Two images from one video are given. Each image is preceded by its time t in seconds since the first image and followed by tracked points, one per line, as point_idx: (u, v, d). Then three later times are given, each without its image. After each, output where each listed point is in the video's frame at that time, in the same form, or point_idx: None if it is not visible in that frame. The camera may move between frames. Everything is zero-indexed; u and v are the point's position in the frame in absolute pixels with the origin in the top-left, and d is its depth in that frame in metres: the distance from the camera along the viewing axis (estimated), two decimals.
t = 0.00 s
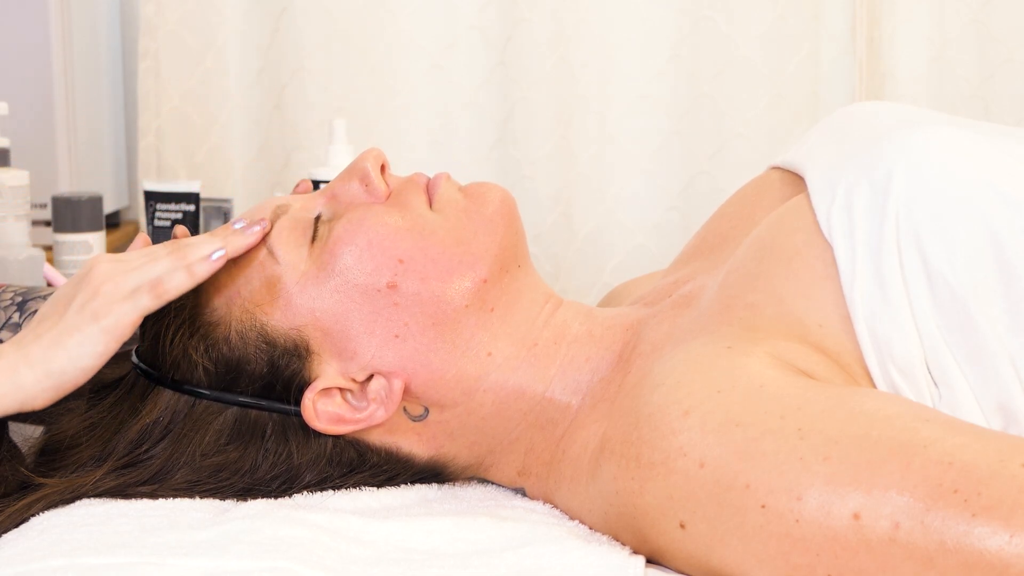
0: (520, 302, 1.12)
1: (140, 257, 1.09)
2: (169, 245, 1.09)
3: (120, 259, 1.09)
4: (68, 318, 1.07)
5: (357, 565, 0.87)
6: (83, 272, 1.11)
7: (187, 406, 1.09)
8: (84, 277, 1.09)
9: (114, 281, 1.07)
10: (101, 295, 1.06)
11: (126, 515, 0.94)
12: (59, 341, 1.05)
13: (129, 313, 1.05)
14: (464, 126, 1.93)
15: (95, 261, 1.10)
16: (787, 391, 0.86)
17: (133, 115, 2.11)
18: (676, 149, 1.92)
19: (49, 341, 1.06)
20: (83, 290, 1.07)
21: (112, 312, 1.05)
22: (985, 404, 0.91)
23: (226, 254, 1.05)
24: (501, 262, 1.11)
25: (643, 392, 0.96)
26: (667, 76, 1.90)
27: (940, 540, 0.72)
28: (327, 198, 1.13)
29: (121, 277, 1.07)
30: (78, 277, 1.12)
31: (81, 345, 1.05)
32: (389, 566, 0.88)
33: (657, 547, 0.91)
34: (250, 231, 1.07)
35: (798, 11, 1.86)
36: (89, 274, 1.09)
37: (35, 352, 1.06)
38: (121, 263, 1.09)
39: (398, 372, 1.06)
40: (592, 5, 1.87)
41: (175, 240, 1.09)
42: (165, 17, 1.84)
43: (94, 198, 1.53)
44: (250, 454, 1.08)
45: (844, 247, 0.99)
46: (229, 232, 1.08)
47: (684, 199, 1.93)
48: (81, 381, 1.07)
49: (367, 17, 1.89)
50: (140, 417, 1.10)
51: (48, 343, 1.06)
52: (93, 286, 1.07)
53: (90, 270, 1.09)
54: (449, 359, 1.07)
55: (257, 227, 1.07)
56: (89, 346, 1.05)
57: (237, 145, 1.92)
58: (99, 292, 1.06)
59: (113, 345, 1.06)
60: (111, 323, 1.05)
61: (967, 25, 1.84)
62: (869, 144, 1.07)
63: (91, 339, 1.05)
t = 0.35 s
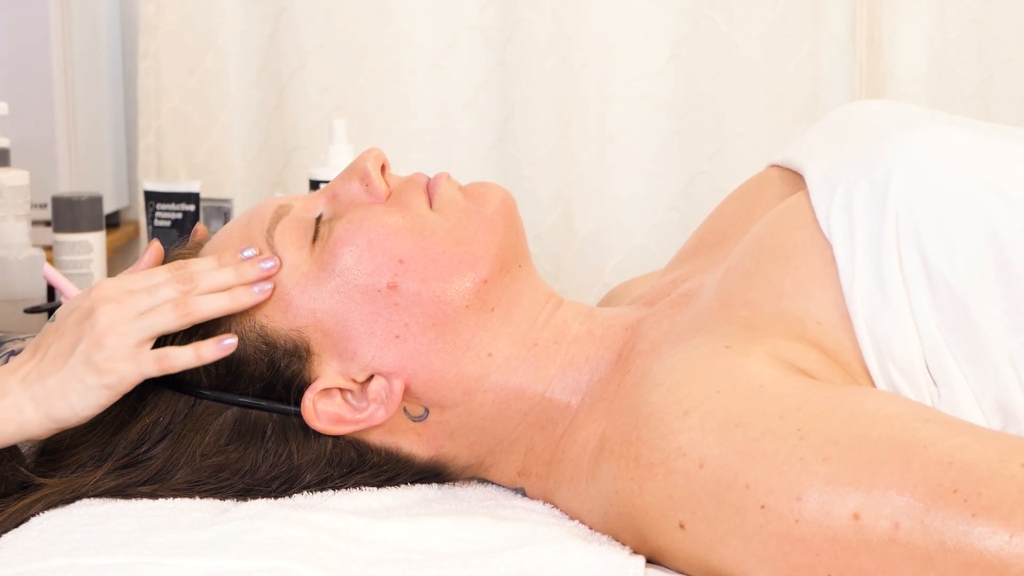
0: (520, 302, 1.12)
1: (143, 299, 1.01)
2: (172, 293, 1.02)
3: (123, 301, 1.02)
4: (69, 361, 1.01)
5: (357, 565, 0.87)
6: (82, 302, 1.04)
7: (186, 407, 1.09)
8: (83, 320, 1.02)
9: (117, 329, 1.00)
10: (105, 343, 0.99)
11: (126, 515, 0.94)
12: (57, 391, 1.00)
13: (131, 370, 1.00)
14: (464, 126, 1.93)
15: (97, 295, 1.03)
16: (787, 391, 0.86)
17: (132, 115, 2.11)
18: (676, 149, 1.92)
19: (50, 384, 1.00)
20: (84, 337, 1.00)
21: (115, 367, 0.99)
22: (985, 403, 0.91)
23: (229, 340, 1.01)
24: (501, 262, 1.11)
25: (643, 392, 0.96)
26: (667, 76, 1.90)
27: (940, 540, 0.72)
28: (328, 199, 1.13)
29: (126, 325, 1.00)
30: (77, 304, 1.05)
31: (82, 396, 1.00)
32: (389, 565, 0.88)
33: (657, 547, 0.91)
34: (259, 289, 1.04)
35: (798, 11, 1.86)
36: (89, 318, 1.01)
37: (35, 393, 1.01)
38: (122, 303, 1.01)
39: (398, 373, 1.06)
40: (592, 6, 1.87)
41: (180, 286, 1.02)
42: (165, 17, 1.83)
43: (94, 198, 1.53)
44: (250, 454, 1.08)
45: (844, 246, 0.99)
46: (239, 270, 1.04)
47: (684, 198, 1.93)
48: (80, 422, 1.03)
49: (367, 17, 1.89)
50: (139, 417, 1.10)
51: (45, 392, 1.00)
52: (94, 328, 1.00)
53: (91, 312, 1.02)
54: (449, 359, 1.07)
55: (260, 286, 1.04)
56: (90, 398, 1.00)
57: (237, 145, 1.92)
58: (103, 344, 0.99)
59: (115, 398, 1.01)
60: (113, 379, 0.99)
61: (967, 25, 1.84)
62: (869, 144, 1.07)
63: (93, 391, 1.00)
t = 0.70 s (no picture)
0: (520, 302, 1.12)
1: (177, 301, 1.03)
2: (207, 300, 1.02)
3: (157, 303, 1.03)
4: (94, 349, 1.04)
5: (357, 565, 0.87)
6: (119, 290, 1.05)
7: (187, 406, 1.09)
8: (116, 313, 1.04)
9: (144, 332, 1.02)
10: (130, 344, 1.02)
11: (126, 515, 0.94)
12: (76, 374, 1.04)
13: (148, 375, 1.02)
14: (464, 126, 1.93)
15: (133, 288, 1.04)
16: (787, 391, 0.86)
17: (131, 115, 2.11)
18: (676, 148, 1.93)
19: (71, 367, 1.04)
20: (112, 331, 1.03)
21: (134, 370, 1.02)
22: (983, 401, 0.91)
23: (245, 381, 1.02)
24: (501, 262, 1.10)
25: (643, 392, 0.96)
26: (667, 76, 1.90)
27: (941, 540, 0.72)
28: (330, 199, 1.13)
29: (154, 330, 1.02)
30: (113, 286, 1.06)
31: (98, 387, 1.03)
32: (389, 565, 0.88)
33: (657, 547, 0.91)
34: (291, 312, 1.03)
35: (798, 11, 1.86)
36: (122, 314, 1.03)
37: (56, 370, 1.04)
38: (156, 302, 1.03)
39: (399, 373, 1.06)
40: (592, 6, 1.87)
41: (215, 295, 1.02)
42: (165, 17, 1.83)
43: (94, 198, 1.53)
44: (250, 453, 1.08)
45: (843, 245, 0.99)
46: (279, 286, 1.03)
47: (684, 198, 1.94)
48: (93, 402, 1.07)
49: (366, 17, 1.88)
50: (139, 415, 1.10)
51: (66, 370, 1.04)
52: (126, 323, 1.02)
53: (125, 308, 1.04)
54: (449, 360, 1.07)
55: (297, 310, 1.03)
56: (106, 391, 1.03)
57: (237, 145, 1.92)
58: (128, 344, 1.02)
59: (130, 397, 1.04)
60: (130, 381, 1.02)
61: (967, 25, 1.84)
62: (869, 143, 1.07)
63: (109, 384, 1.03)
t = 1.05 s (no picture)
0: (521, 302, 1.12)
1: (218, 270, 1.01)
2: (245, 279, 1.01)
3: (198, 267, 1.02)
4: (128, 299, 1.04)
5: (357, 565, 0.87)
6: (160, 244, 1.04)
7: (188, 405, 1.09)
8: (153, 268, 1.04)
9: (178, 295, 1.02)
10: (162, 304, 1.02)
11: (127, 515, 0.95)
12: (104, 319, 1.06)
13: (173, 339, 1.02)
14: (464, 126, 1.93)
15: (173, 246, 1.04)
16: (786, 391, 0.86)
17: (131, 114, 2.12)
18: (676, 148, 1.93)
19: (101, 310, 1.06)
20: (147, 287, 1.03)
21: (162, 330, 1.02)
22: (981, 399, 0.91)
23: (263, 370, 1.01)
24: (501, 261, 1.10)
25: (642, 392, 0.96)
26: (667, 76, 1.90)
27: (940, 540, 0.72)
28: (330, 199, 1.13)
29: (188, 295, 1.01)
30: (154, 237, 1.05)
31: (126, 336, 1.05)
32: (389, 566, 0.88)
33: (657, 547, 0.91)
34: (325, 309, 1.01)
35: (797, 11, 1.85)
36: (160, 271, 1.03)
37: (85, 309, 1.07)
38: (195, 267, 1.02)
39: (399, 372, 1.06)
40: (592, 6, 1.87)
41: (258, 276, 1.01)
42: (165, 17, 1.82)
43: (94, 198, 1.53)
44: (250, 453, 1.08)
45: (841, 243, 0.99)
46: (320, 283, 1.02)
47: (683, 198, 1.94)
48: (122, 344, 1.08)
49: (366, 17, 1.88)
50: (139, 415, 1.10)
51: (94, 311, 1.06)
52: (162, 280, 1.02)
53: (165, 266, 1.03)
54: (450, 360, 1.07)
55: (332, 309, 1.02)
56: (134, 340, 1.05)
57: (237, 145, 1.92)
58: (159, 304, 1.02)
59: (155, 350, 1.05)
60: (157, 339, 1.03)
61: (967, 25, 1.84)
62: (867, 140, 1.07)
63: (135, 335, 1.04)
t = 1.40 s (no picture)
0: (521, 302, 1.12)
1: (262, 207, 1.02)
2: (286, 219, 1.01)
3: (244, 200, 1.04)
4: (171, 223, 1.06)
5: (356, 565, 0.87)
6: (213, 179, 1.08)
7: (188, 406, 1.09)
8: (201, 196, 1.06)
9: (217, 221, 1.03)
10: (200, 226, 1.03)
11: (127, 515, 0.95)
12: (145, 241, 1.08)
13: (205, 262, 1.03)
14: (464, 125, 1.93)
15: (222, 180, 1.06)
16: (786, 390, 0.85)
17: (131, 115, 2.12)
18: (675, 148, 1.92)
19: (142, 232, 1.08)
20: (191, 211, 1.05)
21: (196, 253, 1.03)
22: (980, 396, 0.91)
23: (290, 302, 0.99)
24: (501, 261, 1.10)
25: (642, 391, 0.96)
26: (667, 75, 1.90)
27: (940, 540, 0.72)
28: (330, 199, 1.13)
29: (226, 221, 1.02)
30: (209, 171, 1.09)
31: (162, 259, 1.06)
32: (389, 566, 0.88)
33: (656, 546, 0.91)
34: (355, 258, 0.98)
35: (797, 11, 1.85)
36: (207, 199, 1.05)
37: (127, 232, 1.09)
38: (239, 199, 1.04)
39: (399, 372, 1.06)
40: (592, 6, 1.88)
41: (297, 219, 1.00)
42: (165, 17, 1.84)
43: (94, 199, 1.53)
44: (250, 453, 1.08)
45: (840, 242, 0.99)
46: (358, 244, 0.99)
47: (683, 198, 1.93)
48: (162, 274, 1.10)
49: (365, 17, 1.88)
50: (139, 417, 1.10)
51: (136, 234, 1.09)
52: (205, 208, 1.04)
53: (212, 195, 1.05)
54: (450, 359, 1.07)
55: (365, 256, 0.98)
56: (169, 263, 1.06)
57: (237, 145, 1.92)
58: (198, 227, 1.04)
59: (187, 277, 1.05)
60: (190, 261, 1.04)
61: (967, 25, 1.83)
62: (866, 139, 1.07)
63: (171, 258, 1.06)
